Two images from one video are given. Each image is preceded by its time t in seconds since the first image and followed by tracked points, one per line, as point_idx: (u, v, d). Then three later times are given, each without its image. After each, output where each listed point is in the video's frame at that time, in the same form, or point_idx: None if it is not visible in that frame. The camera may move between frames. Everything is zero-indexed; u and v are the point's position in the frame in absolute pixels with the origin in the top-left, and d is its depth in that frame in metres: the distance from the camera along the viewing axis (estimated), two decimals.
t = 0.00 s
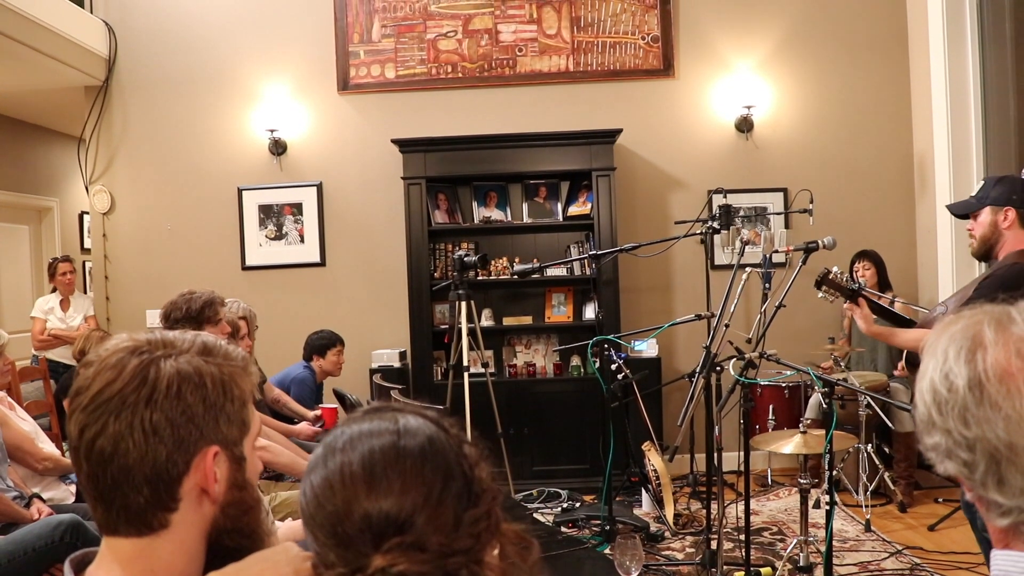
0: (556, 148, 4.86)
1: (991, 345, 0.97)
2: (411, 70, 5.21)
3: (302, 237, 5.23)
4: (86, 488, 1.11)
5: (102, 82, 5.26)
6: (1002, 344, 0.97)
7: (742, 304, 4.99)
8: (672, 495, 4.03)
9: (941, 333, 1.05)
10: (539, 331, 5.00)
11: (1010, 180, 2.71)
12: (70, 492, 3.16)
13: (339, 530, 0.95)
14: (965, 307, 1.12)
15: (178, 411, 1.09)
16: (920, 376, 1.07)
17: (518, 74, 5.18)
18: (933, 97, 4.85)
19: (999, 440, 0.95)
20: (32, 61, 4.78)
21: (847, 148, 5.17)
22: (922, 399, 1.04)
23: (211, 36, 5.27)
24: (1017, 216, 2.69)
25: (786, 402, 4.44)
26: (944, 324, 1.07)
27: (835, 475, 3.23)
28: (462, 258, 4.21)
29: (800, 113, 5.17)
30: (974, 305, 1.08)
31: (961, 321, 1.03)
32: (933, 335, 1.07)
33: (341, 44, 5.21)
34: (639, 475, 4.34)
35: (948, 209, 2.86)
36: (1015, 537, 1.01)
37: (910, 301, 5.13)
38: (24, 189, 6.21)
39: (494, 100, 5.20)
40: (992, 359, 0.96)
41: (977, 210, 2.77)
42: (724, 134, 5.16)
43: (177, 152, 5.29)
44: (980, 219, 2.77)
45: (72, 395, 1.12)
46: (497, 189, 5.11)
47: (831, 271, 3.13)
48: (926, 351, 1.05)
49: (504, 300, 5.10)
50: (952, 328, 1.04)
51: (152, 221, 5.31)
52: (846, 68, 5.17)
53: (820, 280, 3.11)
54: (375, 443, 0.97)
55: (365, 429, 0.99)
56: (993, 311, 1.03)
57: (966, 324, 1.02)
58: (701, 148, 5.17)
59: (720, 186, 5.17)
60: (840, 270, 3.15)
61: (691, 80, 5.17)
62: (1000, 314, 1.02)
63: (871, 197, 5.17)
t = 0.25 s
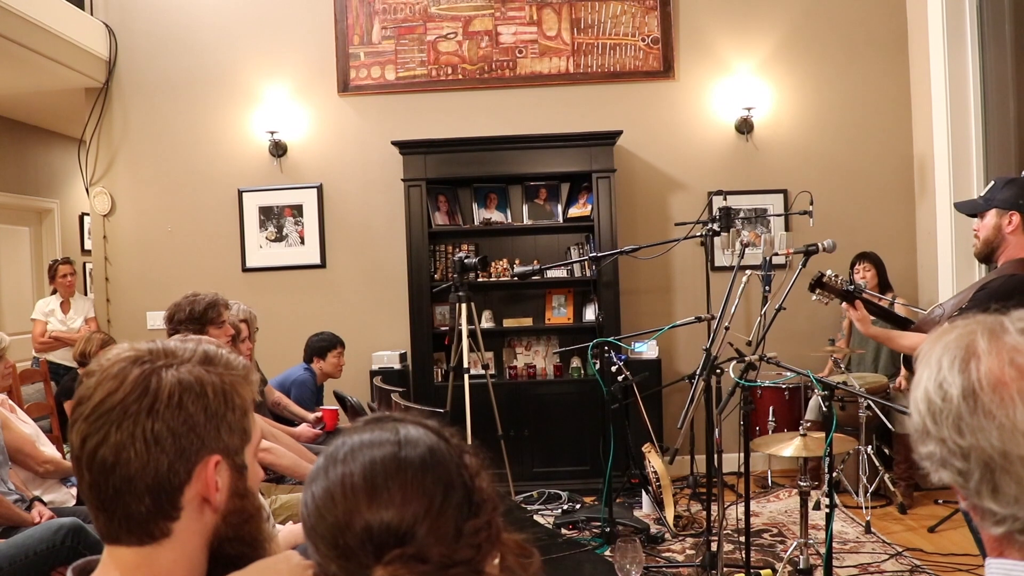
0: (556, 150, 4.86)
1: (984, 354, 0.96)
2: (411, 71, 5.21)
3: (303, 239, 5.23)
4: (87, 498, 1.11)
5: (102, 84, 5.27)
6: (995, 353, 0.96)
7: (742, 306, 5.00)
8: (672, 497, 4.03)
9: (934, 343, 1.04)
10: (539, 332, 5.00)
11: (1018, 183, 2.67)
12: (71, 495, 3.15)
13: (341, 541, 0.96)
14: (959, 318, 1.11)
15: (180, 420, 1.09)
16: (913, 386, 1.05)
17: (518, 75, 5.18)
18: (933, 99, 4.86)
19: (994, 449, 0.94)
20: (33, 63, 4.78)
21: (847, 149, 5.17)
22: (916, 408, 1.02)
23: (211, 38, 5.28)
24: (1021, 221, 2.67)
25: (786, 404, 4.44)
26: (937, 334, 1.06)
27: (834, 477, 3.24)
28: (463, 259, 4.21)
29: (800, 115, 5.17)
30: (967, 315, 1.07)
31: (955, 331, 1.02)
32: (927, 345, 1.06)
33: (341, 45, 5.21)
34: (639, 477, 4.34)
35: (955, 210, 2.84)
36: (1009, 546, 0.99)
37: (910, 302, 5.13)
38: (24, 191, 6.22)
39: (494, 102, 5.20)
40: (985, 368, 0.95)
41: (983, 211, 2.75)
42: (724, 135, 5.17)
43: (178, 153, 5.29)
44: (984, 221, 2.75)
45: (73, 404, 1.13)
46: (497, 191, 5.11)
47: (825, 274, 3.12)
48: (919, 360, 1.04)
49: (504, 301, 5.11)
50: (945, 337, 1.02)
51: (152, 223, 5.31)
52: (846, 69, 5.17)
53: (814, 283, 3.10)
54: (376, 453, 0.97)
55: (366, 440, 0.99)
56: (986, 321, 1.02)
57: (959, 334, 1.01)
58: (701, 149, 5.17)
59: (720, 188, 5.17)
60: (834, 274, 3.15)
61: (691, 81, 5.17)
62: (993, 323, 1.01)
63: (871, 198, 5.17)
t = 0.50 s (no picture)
0: (555, 152, 4.86)
1: (967, 366, 0.97)
2: (411, 73, 5.21)
3: (302, 241, 5.23)
4: (88, 508, 1.12)
5: (102, 86, 5.27)
6: (978, 365, 0.96)
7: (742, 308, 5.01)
8: (672, 499, 4.03)
9: (920, 357, 1.05)
10: (539, 334, 5.01)
11: (1016, 188, 2.67)
12: (72, 498, 3.15)
13: (341, 554, 0.96)
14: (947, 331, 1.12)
15: (180, 431, 1.10)
16: (902, 400, 1.07)
17: (517, 77, 5.19)
18: (932, 100, 4.86)
19: (979, 460, 0.94)
20: (33, 65, 4.78)
21: (846, 151, 5.18)
22: (904, 422, 1.03)
23: (211, 40, 5.28)
24: (1018, 226, 2.66)
25: (786, 406, 4.45)
26: (925, 347, 1.07)
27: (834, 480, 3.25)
28: (463, 262, 4.21)
29: (800, 117, 5.18)
30: (955, 328, 1.08)
31: (940, 344, 1.03)
32: (913, 358, 1.07)
33: (341, 47, 5.22)
34: (639, 479, 4.34)
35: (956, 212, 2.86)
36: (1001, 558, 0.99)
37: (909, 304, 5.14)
38: (24, 193, 6.22)
39: (494, 103, 5.20)
40: (969, 380, 0.96)
41: (981, 216, 2.76)
42: (723, 137, 5.17)
43: (177, 156, 5.30)
44: (982, 226, 2.76)
45: (74, 415, 1.13)
46: (496, 193, 5.11)
47: (820, 277, 3.12)
48: (906, 374, 1.05)
49: (504, 303, 5.11)
50: (931, 351, 1.04)
51: (152, 225, 5.32)
52: (845, 71, 5.17)
53: (809, 288, 3.11)
54: (376, 465, 0.97)
55: (366, 452, 1.00)
56: (970, 333, 1.03)
57: (944, 347, 1.02)
58: (701, 151, 5.17)
59: (719, 190, 5.18)
60: (829, 278, 3.16)
61: (691, 83, 5.17)
62: (977, 336, 1.02)
63: (871, 200, 5.18)
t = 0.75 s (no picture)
0: (555, 154, 4.87)
1: (962, 377, 0.97)
2: (410, 75, 5.22)
3: (302, 243, 5.24)
4: (89, 518, 1.12)
5: (102, 87, 5.27)
6: (972, 376, 0.96)
7: (742, 310, 5.01)
8: (671, 501, 4.04)
9: (915, 367, 1.05)
10: (538, 336, 5.02)
11: (1013, 193, 2.68)
12: (72, 501, 3.15)
13: (341, 565, 0.97)
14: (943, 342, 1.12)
15: (180, 441, 1.10)
16: (897, 411, 1.07)
17: (517, 79, 5.19)
18: (931, 102, 4.87)
19: (974, 470, 0.94)
20: (32, 67, 4.78)
21: (845, 153, 5.18)
22: (899, 433, 1.03)
23: (211, 42, 5.28)
24: (1014, 231, 2.67)
25: (785, 408, 4.45)
26: (920, 358, 1.07)
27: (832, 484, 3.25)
28: (462, 264, 4.20)
29: (799, 119, 5.18)
30: (949, 339, 1.08)
31: (934, 355, 1.03)
32: (908, 369, 1.07)
33: (340, 49, 5.22)
34: (638, 480, 4.35)
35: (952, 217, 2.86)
36: (996, 567, 0.99)
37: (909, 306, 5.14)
38: (24, 195, 6.23)
39: (493, 105, 5.21)
40: (964, 391, 0.96)
41: (978, 220, 2.76)
42: (723, 139, 5.17)
43: (177, 157, 5.30)
44: (978, 230, 2.76)
45: (75, 425, 1.14)
46: (496, 195, 5.12)
47: (815, 282, 3.14)
48: (901, 385, 1.05)
49: (503, 305, 5.12)
50: (926, 362, 1.04)
51: (152, 226, 5.32)
52: (844, 73, 5.18)
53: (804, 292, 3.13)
54: (375, 476, 0.98)
55: (365, 463, 1.00)
56: (964, 344, 1.03)
57: (939, 358, 1.02)
58: (700, 153, 5.18)
59: (719, 192, 5.18)
60: (826, 282, 3.17)
61: (690, 85, 5.18)
62: (971, 347, 1.02)
63: (869, 202, 5.18)
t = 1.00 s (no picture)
0: (554, 155, 4.87)
1: (958, 386, 0.97)
2: (410, 77, 5.22)
3: (301, 244, 5.24)
4: (90, 525, 1.13)
5: (101, 89, 5.27)
6: (969, 385, 0.97)
7: (741, 312, 5.02)
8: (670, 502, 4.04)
9: (911, 375, 1.05)
10: (537, 338, 5.02)
11: (1012, 196, 2.68)
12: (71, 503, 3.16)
13: (341, 571, 0.97)
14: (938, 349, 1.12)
15: (180, 448, 1.10)
16: (893, 419, 1.07)
17: (516, 80, 5.19)
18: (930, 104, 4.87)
19: (971, 479, 0.94)
20: (32, 68, 4.79)
21: (844, 154, 5.19)
22: (896, 441, 1.04)
23: (210, 43, 5.28)
24: (1012, 234, 2.67)
25: (784, 410, 4.46)
26: (916, 365, 1.07)
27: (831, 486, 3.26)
28: (461, 266, 4.20)
29: (798, 120, 5.19)
30: (945, 347, 1.08)
31: (930, 364, 1.03)
32: (904, 377, 1.07)
33: (340, 50, 5.22)
34: (637, 482, 4.35)
35: (951, 220, 2.87)
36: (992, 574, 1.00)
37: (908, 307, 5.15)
38: (24, 196, 6.23)
39: (493, 107, 5.21)
40: (960, 400, 0.96)
41: (977, 223, 2.77)
42: (722, 140, 5.18)
43: (177, 159, 5.30)
44: (977, 233, 2.77)
45: (76, 432, 1.15)
46: (495, 196, 5.12)
47: (814, 286, 3.15)
48: (898, 393, 1.05)
49: (502, 306, 5.13)
50: (922, 370, 1.04)
51: (151, 228, 5.32)
52: (843, 75, 5.19)
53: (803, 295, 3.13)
54: (374, 483, 0.98)
55: (365, 470, 1.01)
56: (960, 352, 1.03)
57: (935, 366, 1.02)
58: (699, 155, 5.18)
59: (718, 193, 5.19)
60: (824, 286, 3.17)
61: (689, 86, 5.18)
62: (966, 355, 1.02)
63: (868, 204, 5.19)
